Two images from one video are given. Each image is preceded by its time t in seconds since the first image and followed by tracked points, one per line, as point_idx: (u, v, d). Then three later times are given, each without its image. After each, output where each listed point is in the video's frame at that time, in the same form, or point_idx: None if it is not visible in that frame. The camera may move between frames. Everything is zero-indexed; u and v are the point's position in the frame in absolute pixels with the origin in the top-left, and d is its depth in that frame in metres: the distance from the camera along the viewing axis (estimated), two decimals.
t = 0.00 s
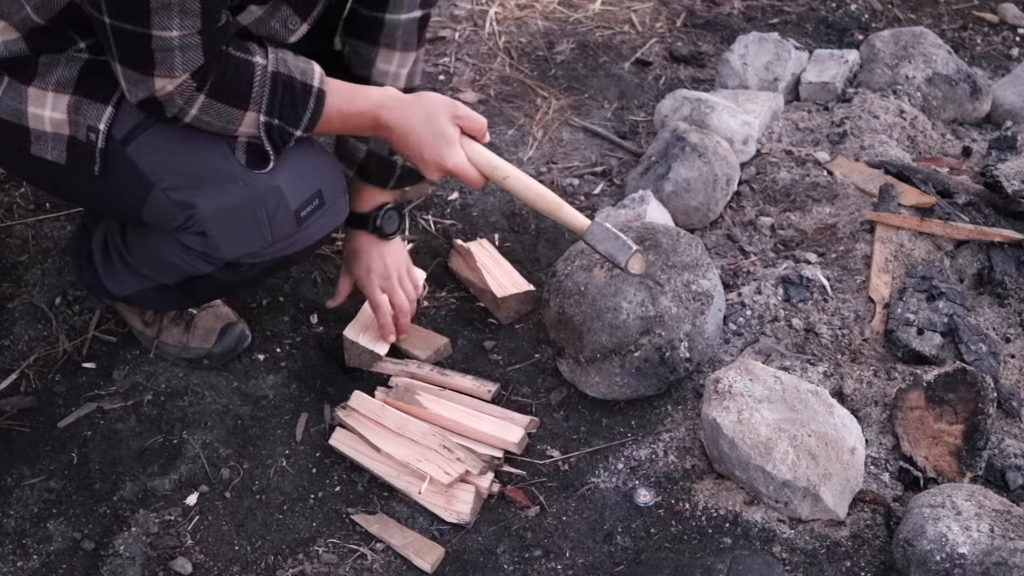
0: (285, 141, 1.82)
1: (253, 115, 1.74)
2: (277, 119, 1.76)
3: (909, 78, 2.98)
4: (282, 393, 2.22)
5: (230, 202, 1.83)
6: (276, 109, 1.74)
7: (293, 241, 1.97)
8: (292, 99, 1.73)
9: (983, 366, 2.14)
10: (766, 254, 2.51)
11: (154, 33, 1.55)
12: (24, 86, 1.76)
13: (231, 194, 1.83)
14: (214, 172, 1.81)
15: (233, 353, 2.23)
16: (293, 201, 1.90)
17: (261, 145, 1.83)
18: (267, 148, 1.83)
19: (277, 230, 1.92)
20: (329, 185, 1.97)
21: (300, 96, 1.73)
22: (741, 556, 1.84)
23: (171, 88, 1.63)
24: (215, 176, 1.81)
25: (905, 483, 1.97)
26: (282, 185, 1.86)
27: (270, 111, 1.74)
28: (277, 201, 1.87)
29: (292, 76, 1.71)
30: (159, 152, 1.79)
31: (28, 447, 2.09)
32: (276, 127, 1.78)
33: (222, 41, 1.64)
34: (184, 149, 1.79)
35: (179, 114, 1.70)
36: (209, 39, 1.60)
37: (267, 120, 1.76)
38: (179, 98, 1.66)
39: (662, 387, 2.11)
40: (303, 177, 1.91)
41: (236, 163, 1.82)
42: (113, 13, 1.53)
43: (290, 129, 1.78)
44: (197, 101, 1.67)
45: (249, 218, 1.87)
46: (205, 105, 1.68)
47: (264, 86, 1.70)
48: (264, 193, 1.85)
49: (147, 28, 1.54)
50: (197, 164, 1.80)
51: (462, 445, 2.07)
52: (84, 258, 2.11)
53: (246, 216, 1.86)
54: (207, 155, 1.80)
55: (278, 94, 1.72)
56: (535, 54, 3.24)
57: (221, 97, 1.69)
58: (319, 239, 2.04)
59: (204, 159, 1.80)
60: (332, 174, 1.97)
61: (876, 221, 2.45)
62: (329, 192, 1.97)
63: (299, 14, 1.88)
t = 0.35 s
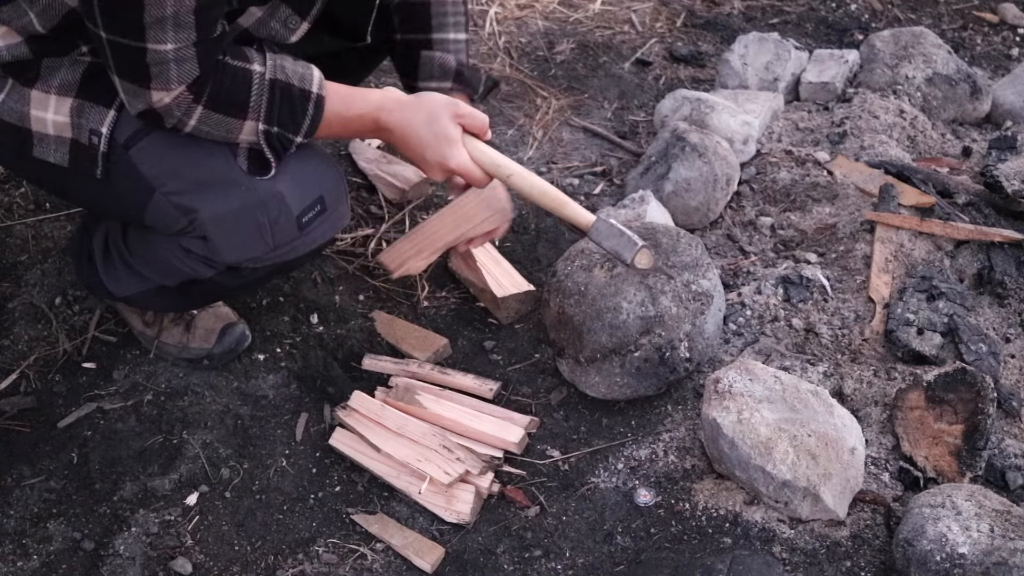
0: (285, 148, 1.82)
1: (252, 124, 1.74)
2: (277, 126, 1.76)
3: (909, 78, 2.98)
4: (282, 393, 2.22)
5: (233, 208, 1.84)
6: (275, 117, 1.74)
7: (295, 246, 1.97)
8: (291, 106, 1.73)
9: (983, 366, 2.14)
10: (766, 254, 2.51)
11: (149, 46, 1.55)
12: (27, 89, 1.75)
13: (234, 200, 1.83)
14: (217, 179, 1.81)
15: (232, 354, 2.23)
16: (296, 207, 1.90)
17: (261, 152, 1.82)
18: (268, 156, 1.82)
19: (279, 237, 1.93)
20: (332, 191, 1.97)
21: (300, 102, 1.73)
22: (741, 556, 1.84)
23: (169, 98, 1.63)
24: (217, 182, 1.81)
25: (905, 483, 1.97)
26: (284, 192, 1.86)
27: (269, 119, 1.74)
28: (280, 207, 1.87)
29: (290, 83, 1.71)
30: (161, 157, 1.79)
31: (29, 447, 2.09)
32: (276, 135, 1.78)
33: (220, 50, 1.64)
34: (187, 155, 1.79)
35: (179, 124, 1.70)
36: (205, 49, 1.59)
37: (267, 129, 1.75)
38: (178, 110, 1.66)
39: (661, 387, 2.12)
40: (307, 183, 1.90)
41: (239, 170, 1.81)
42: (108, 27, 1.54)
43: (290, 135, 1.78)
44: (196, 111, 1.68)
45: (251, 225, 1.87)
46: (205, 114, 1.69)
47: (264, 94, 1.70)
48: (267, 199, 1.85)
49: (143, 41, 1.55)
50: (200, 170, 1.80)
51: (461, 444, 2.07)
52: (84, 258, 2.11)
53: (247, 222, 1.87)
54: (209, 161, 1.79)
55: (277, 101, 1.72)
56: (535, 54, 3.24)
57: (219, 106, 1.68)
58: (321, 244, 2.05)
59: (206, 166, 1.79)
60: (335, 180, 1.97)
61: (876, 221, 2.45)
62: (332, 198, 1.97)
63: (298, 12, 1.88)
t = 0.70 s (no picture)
0: (288, 150, 1.81)
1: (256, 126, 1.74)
2: (281, 129, 1.75)
3: (909, 77, 2.98)
4: (282, 393, 2.22)
5: (236, 209, 1.84)
6: (279, 119, 1.74)
7: (298, 247, 1.98)
8: (295, 108, 1.73)
9: (983, 366, 2.14)
10: (766, 255, 2.51)
11: (153, 47, 1.55)
12: (29, 90, 1.75)
13: (237, 202, 1.83)
14: (221, 180, 1.81)
15: (232, 354, 2.23)
16: (298, 208, 1.90)
17: (265, 155, 1.81)
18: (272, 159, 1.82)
19: (282, 238, 1.93)
20: (334, 192, 1.97)
21: (304, 104, 1.73)
22: (741, 556, 1.84)
23: (173, 100, 1.63)
24: (220, 184, 1.81)
25: (905, 484, 1.97)
26: (287, 193, 1.86)
27: (273, 121, 1.73)
28: (283, 209, 1.87)
29: (295, 85, 1.71)
30: (164, 159, 1.79)
31: (29, 447, 2.09)
32: (280, 138, 1.77)
33: (223, 53, 1.64)
34: (190, 156, 1.79)
35: (182, 125, 1.70)
36: (209, 50, 1.60)
37: (271, 131, 1.75)
38: (181, 112, 1.66)
39: (661, 387, 2.12)
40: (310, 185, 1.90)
41: (243, 172, 1.81)
42: (112, 29, 1.54)
43: (296, 138, 1.78)
44: (200, 113, 1.68)
45: (254, 226, 1.87)
46: (209, 117, 1.68)
47: (267, 97, 1.70)
48: (269, 201, 1.85)
49: (147, 43, 1.55)
50: (203, 172, 1.80)
51: (461, 444, 2.07)
52: (85, 258, 2.11)
53: (251, 223, 1.87)
54: (213, 163, 1.80)
55: (281, 104, 1.71)
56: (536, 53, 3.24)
57: (223, 109, 1.69)
58: (324, 245, 2.05)
59: (209, 168, 1.80)
60: (338, 181, 1.97)
61: (876, 221, 2.45)
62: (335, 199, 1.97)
63: (301, 9, 1.86)
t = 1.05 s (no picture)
0: (291, 150, 1.81)
1: (260, 126, 1.74)
2: (284, 129, 1.75)
3: (909, 78, 2.98)
4: (282, 393, 2.22)
5: (236, 210, 1.83)
6: (283, 119, 1.74)
7: (299, 246, 1.97)
8: (299, 108, 1.73)
9: (983, 366, 2.14)
10: (766, 254, 2.51)
11: (157, 49, 1.55)
12: (28, 90, 1.75)
13: (238, 202, 1.83)
14: (221, 180, 1.80)
15: (233, 354, 2.23)
16: (299, 208, 1.89)
17: (267, 155, 1.81)
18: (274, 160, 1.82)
19: (283, 238, 1.93)
20: (335, 192, 1.96)
21: (308, 104, 1.73)
22: (741, 557, 1.84)
23: (176, 101, 1.63)
24: (221, 183, 1.81)
25: (905, 484, 1.97)
26: (288, 193, 1.85)
27: (277, 121, 1.73)
28: (283, 208, 1.87)
29: (298, 86, 1.72)
30: (164, 157, 1.78)
31: (28, 447, 2.09)
32: (284, 138, 1.77)
33: (228, 54, 1.64)
34: (190, 156, 1.79)
35: (185, 126, 1.70)
36: (214, 51, 1.60)
37: (275, 130, 1.75)
38: (184, 113, 1.66)
39: (661, 387, 2.12)
40: (310, 184, 1.90)
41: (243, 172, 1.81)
42: (116, 30, 1.54)
43: (297, 138, 1.78)
44: (203, 114, 1.68)
45: (255, 226, 1.87)
46: (211, 116, 1.69)
47: (271, 97, 1.70)
48: (270, 201, 1.84)
49: (151, 44, 1.55)
50: (204, 172, 1.79)
51: (461, 444, 2.07)
52: (86, 258, 2.11)
53: (252, 224, 1.86)
54: (213, 162, 1.79)
55: (285, 104, 1.72)
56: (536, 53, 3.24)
57: (227, 108, 1.68)
58: (325, 244, 2.04)
59: (210, 167, 1.79)
60: (339, 179, 1.97)
61: (876, 221, 2.45)
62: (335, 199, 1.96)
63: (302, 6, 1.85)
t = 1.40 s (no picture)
0: (287, 147, 1.81)
1: (257, 122, 1.73)
2: (282, 125, 1.75)
3: (909, 77, 2.98)
4: (282, 393, 2.22)
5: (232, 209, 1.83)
6: (280, 115, 1.73)
7: (296, 246, 1.97)
8: (297, 104, 1.73)
9: (983, 366, 2.14)
10: (766, 255, 2.51)
11: (157, 45, 1.55)
12: (25, 89, 1.75)
13: (234, 201, 1.82)
14: (218, 179, 1.80)
15: (232, 354, 2.23)
16: (296, 207, 1.89)
17: (263, 152, 1.81)
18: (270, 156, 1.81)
19: (280, 237, 1.92)
20: (332, 191, 1.97)
21: (305, 99, 1.73)
22: (741, 557, 1.84)
23: (175, 97, 1.63)
24: (217, 183, 1.81)
25: (905, 484, 1.97)
26: (284, 193, 1.85)
27: (274, 117, 1.73)
28: (280, 208, 1.87)
29: (295, 82, 1.72)
30: (161, 156, 1.78)
31: (28, 447, 2.09)
32: (281, 134, 1.77)
33: (226, 50, 1.64)
34: (187, 155, 1.79)
35: (184, 123, 1.70)
36: (213, 48, 1.60)
37: (272, 126, 1.74)
38: (183, 109, 1.66)
39: (661, 387, 2.12)
40: (307, 183, 1.90)
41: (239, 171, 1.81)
42: (116, 26, 1.54)
43: (294, 134, 1.78)
44: (201, 111, 1.67)
45: (252, 225, 1.87)
46: (210, 115, 1.68)
47: (269, 94, 1.70)
48: (267, 200, 1.84)
49: (150, 39, 1.54)
50: (200, 171, 1.79)
51: (461, 444, 2.07)
52: (85, 259, 2.11)
53: (248, 223, 1.86)
54: (209, 161, 1.79)
55: (283, 100, 1.71)
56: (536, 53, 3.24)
57: (225, 105, 1.68)
58: (322, 243, 2.04)
59: (206, 166, 1.79)
60: (335, 178, 1.97)
61: (877, 221, 2.45)
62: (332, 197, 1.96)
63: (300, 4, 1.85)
